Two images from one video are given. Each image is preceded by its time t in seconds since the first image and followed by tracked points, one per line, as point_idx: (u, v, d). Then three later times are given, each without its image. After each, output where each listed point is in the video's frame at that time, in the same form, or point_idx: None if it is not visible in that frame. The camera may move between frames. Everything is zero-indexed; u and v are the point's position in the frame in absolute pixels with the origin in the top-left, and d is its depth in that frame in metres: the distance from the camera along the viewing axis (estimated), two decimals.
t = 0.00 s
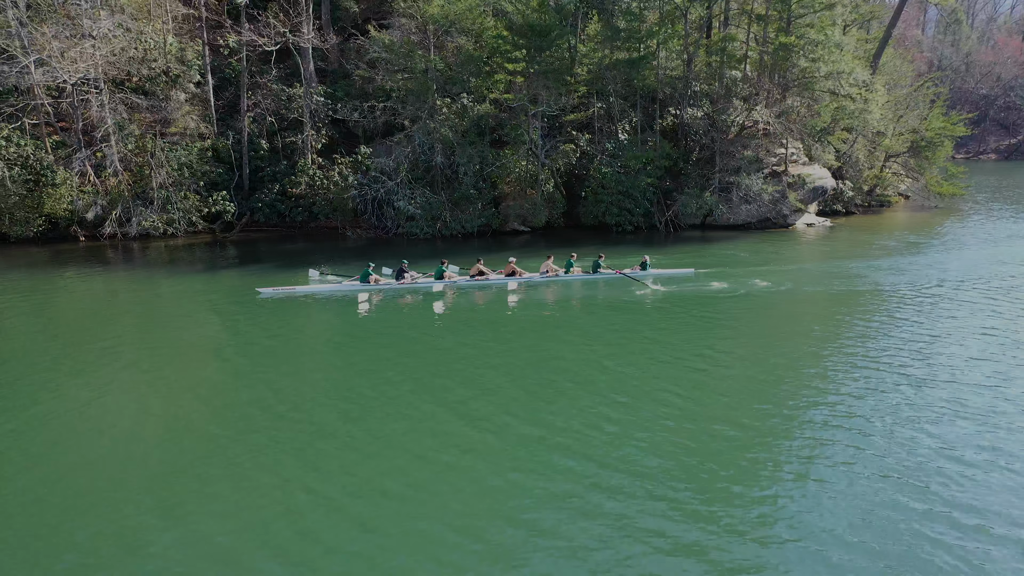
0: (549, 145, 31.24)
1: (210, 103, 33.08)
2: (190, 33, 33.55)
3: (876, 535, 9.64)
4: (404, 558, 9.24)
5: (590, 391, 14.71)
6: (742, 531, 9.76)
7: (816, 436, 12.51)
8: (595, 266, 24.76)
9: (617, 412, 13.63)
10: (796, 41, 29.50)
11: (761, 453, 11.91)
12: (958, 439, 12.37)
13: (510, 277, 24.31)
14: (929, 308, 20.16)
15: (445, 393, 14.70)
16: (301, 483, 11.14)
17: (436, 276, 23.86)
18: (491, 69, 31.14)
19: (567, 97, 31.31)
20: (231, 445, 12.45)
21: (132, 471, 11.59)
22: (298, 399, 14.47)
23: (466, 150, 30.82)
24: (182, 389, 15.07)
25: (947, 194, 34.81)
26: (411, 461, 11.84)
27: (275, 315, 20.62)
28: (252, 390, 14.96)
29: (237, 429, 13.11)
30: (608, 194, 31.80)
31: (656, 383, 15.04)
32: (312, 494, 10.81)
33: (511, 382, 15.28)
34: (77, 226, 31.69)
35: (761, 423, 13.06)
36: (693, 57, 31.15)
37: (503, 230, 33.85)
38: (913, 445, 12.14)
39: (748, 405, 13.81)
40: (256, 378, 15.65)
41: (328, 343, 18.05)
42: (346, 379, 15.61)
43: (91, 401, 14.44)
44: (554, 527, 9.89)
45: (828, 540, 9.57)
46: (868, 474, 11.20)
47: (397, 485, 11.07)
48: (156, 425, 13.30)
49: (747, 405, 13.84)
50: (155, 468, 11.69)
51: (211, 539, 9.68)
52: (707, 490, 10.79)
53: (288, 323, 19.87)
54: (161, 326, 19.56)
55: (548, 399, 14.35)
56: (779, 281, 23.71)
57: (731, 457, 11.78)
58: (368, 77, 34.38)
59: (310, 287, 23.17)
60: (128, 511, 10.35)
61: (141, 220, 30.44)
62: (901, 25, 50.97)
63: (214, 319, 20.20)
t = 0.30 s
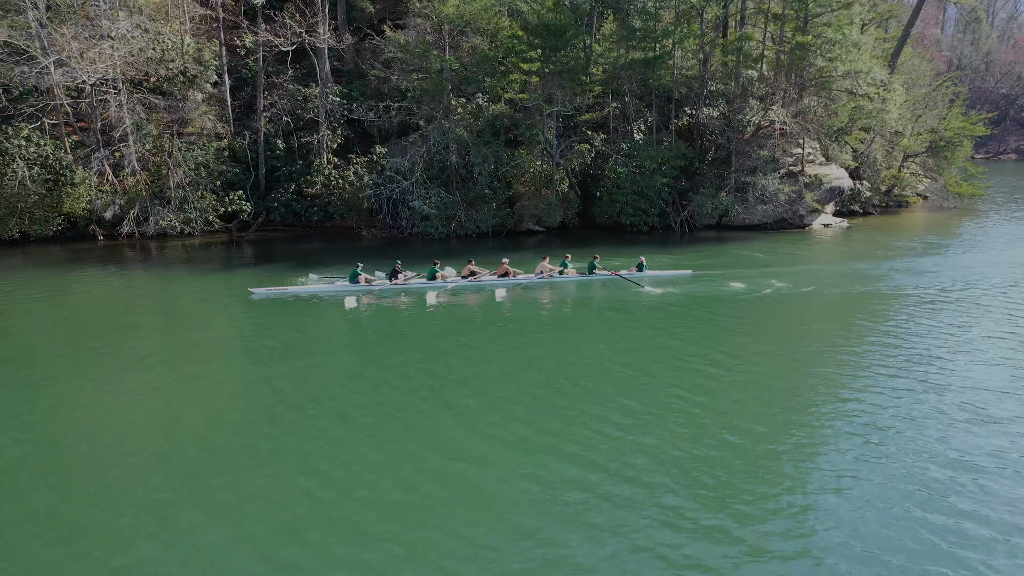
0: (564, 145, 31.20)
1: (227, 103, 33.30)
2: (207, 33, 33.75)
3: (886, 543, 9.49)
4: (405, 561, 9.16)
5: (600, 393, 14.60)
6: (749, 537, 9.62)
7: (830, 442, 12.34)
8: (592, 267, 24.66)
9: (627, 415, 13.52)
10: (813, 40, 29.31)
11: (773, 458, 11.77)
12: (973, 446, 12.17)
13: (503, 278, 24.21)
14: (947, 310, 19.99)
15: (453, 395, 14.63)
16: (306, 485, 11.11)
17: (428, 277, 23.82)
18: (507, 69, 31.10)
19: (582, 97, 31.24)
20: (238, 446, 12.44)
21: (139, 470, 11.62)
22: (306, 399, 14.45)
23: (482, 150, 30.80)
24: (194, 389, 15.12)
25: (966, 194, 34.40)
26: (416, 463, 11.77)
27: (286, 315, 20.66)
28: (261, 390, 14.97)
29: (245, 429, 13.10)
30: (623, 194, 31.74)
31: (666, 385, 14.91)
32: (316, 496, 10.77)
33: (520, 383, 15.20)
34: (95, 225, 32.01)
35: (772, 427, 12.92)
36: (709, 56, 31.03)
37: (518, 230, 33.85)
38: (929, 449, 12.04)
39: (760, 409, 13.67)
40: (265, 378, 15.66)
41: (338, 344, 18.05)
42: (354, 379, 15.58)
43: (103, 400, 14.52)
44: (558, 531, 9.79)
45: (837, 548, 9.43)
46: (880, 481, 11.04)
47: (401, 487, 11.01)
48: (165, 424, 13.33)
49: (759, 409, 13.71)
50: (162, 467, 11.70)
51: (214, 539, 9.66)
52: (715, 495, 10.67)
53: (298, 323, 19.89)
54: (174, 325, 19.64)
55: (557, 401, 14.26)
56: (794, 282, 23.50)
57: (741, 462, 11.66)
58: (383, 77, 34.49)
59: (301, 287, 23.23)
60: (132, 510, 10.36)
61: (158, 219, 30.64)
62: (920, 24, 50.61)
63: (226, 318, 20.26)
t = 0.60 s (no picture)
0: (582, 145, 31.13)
1: (246, 103, 33.54)
2: (228, 33, 33.99)
3: (901, 551, 9.30)
4: (408, 564, 9.10)
5: (610, 395, 14.49)
6: (760, 543, 9.48)
7: (846, 446, 12.16)
8: (591, 268, 24.52)
9: (637, 417, 13.40)
10: (834, 39, 29.06)
11: (787, 462, 11.61)
12: (992, 451, 11.98)
13: (496, 280, 24.17)
14: (969, 312, 19.72)
15: (464, 396, 14.58)
16: (313, 485, 11.08)
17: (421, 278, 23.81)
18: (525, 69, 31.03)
19: (601, 97, 31.14)
20: (248, 446, 12.42)
21: (148, 470, 11.63)
22: (317, 399, 14.45)
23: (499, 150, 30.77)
24: (207, 388, 15.16)
25: (990, 195, 33.57)
26: (424, 465, 11.72)
27: (301, 315, 20.72)
28: (272, 390, 14.98)
29: (254, 429, 13.11)
30: (641, 194, 31.64)
31: (680, 387, 14.78)
32: (323, 497, 10.73)
33: (531, 385, 15.12)
34: (117, 224, 32.35)
35: (786, 430, 12.75)
36: (728, 56, 30.86)
37: (535, 230, 33.85)
38: (948, 452, 11.88)
39: (775, 412, 13.50)
40: (277, 378, 15.68)
41: (351, 344, 18.05)
42: (365, 380, 15.56)
43: (116, 399, 14.59)
44: (563, 535, 9.69)
45: (850, 554, 9.26)
46: (898, 487, 10.85)
47: (412, 487, 11.00)
48: (178, 424, 13.35)
49: (772, 411, 13.55)
50: (171, 467, 11.71)
51: (219, 539, 9.65)
52: (727, 499, 10.53)
53: (313, 323, 19.95)
54: (190, 324, 19.75)
55: (568, 402, 14.17)
56: (810, 284, 23.25)
57: (754, 466, 11.50)
58: (402, 77, 34.60)
59: (301, 287, 23.26)
60: (140, 510, 10.37)
61: (179, 219, 30.87)
62: (943, 24, 50.14)
63: (241, 318, 20.35)
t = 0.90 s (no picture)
0: (601, 145, 31.02)
1: (267, 103, 33.77)
2: (249, 34, 34.20)
3: (924, 555, 9.17)
4: (424, 563, 9.08)
5: (628, 396, 14.41)
6: (781, 545, 9.38)
7: (869, 449, 12.02)
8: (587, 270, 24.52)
9: (655, 418, 13.33)
10: (856, 38, 28.78)
11: (808, 465, 11.49)
12: (1016, 455, 11.77)
13: (488, 282, 24.16)
14: (993, 315, 19.44)
15: (481, 396, 14.56)
16: (330, 484, 11.09)
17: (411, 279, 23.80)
18: (543, 69, 30.92)
19: (619, 97, 31.01)
20: (266, 445, 12.47)
21: (167, 468, 11.69)
22: (336, 399, 14.48)
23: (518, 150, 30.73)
24: (226, 387, 15.24)
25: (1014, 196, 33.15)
26: (441, 464, 11.70)
27: (319, 315, 20.81)
28: (291, 389, 15.04)
29: (273, 428, 13.16)
30: (659, 194, 31.55)
31: (699, 389, 14.68)
32: (340, 496, 10.74)
33: (549, 385, 15.07)
34: (139, 224, 32.69)
35: (807, 433, 12.62)
36: (748, 55, 30.64)
37: (554, 230, 33.84)
38: (971, 457, 11.68)
39: (796, 415, 13.37)
40: (296, 377, 15.74)
41: (369, 344, 18.09)
42: (383, 380, 15.59)
43: (137, 397, 14.70)
44: (580, 536, 9.64)
45: (873, 558, 9.14)
46: (921, 490, 10.71)
47: (428, 487, 10.97)
48: (197, 423, 13.42)
49: (793, 414, 13.42)
50: (191, 465, 11.77)
51: (236, 538, 9.67)
52: (747, 501, 10.43)
53: (331, 322, 20.01)
54: (210, 323, 19.89)
55: (585, 403, 14.12)
56: (831, 286, 22.97)
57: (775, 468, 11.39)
58: (420, 77, 34.67)
59: (298, 287, 23.44)
60: (158, 508, 10.42)
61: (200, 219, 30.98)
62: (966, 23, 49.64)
63: (260, 317, 20.46)
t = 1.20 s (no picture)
0: (620, 146, 30.97)
1: (287, 104, 34.05)
2: (270, 35, 34.46)
3: (939, 562, 9.02)
4: (427, 566, 9.01)
5: (640, 399, 14.26)
6: (791, 551, 9.24)
7: (884, 454, 11.82)
8: (584, 271, 24.40)
9: (667, 421, 13.17)
10: (878, 37, 28.51)
11: (821, 470, 11.33)
12: None
13: (480, 282, 24.07)
14: (1018, 317, 19.18)
15: (491, 397, 14.47)
16: (341, 485, 11.07)
17: (403, 279, 23.78)
18: (562, 69, 30.80)
19: (639, 97, 30.93)
20: (274, 446, 12.45)
21: (174, 467, 11.68)
22: (354, 397, 14.58)
23: (537, 150, 30.74)
24: (237, 386, 15.27)
25: None
26: (448, 466, 11.63)
27: (333, 316, 20.81)
28: (301, 390, 15.02)
29: (281, 429, 13.13)
30: (679, 194, 31.51)
31: (712, 393, 14.51)
32: (345, 497, 10.68)
33: (567, 386, 15.08)
34: (162, 223, 33.07)
35: (822, 438, 12.42)
36: (769, 54, 30.40)
37: (572, 230, 33.83)
38: (992, 461, 11.54)
39: (816, 417, 13.28)
40: (307, 378, 15.72)
41: (381, 345, 18.05)
42: (401, 378, 15.66)
43: (151, 395, 14.77)
44: (587, 539, 9.54)
45: (887, 561, 9.08)
46: (937, 497, 10.52)
47: (445, 486, 11.02)
48: (207, 422, 13.44)
49: (808, 419, 13.22)
50: (198, 465, 11.76)
51: (239, 537, 9.64)
52: (759, 506, 10.29)
53: (350, 322, 20.13)
54: (224, 323, 19.95)
55: (597, 406, 13.99)
56: (856, 287, 22.79)
57: (787, 473, 11.23)
58: (440, 78, 34.79)
59: (290, 287, 23.56)
60: (168, 505, 10.45)
61: (221, 218, 31.28)
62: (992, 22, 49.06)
63: (274, 317, 20.50)
